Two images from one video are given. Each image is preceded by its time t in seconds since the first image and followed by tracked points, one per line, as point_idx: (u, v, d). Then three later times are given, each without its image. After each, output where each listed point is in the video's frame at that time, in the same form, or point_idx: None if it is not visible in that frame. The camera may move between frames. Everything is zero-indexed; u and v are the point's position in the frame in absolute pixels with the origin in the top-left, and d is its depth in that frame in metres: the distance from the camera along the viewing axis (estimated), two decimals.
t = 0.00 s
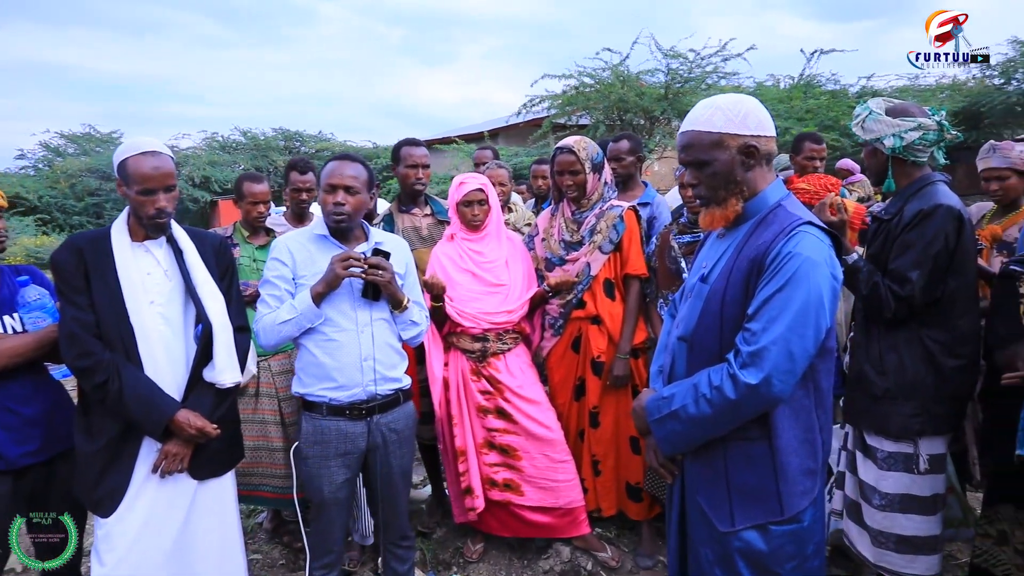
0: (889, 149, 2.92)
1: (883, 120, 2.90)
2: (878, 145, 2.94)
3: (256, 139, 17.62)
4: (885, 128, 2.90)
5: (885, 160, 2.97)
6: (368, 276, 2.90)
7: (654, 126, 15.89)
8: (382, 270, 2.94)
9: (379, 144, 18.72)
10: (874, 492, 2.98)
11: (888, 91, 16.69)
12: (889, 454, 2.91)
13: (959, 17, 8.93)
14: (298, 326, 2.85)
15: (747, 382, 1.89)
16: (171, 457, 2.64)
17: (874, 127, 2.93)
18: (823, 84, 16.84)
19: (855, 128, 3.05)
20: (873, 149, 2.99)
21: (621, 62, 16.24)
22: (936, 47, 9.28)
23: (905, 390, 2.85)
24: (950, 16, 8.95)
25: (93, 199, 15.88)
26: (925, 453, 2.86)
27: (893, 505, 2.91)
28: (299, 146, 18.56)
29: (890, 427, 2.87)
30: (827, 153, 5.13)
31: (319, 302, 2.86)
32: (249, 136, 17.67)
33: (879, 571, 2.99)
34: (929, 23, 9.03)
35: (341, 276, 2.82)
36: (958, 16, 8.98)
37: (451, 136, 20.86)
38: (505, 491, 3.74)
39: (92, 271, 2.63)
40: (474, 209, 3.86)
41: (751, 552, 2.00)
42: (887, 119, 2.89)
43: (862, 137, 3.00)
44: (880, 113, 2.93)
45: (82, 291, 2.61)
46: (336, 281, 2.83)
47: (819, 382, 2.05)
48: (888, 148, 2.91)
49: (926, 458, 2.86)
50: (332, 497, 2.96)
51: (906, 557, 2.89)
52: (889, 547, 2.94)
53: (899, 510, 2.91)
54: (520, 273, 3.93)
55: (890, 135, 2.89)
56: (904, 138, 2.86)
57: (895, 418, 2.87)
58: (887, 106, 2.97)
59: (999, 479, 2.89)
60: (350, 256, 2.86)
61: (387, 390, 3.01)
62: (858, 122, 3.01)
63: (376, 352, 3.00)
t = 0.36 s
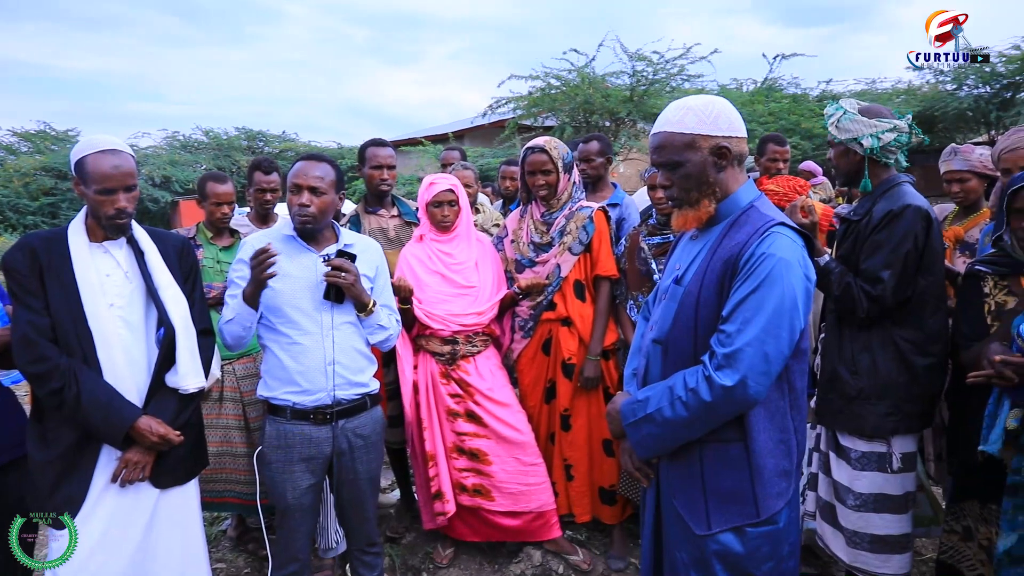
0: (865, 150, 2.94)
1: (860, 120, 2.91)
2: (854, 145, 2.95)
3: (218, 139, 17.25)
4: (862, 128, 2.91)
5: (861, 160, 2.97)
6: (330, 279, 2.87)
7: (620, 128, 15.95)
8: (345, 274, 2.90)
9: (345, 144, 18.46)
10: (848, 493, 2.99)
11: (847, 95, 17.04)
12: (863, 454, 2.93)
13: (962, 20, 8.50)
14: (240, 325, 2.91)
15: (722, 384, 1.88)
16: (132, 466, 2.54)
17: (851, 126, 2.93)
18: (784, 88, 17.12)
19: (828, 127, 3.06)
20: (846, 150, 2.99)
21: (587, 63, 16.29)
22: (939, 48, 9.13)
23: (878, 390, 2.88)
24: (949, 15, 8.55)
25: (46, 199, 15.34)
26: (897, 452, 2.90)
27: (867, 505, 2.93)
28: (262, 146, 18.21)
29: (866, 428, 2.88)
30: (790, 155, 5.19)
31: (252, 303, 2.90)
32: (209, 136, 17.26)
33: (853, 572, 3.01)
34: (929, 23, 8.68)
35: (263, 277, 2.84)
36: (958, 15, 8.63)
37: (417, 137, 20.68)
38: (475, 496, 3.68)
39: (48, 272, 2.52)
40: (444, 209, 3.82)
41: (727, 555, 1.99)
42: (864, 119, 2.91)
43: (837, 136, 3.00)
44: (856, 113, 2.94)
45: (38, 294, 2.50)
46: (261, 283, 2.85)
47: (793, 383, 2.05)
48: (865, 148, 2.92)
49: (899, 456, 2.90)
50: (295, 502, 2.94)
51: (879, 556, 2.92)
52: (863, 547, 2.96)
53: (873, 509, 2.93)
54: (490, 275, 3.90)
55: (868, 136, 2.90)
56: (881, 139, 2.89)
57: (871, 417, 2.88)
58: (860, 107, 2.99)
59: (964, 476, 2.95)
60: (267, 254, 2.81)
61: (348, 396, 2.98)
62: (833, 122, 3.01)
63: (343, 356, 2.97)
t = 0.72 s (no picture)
0: (857, 158, 2.95)
1: (851, 129, 2.93)
2: (846, 153, 2.95)
3: (192, 140, 16.99)
4: (855, 137, 2.92)
5: (851, 168, 2.97)
6: (313, 282, 2.83)
7: (598, 134, 16.01)
8: (330, 276, 2.85)
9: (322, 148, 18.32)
10: (832, 499, 3.01)
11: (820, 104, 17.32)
12: (847, 460, 2.95)
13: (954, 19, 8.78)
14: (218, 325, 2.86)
15: (714, 392, 1.87)
16: (108, 474, 2.47)
17: (844, 135, 2.94)
18: (759, 96, 17.35)
19: (815, 136, 3.04)
20: (834, 158, 2.98)
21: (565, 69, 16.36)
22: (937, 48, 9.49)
23: (864, 396, 2.90)
24: (950, 15, 8.87)
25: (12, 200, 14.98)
26: (881, 458, 2.93)
27: (851, 511, 2.94)
28: (237, 148, 17.99)
29: (851, 434, 2.90)
30: (769, 162, 5.24)
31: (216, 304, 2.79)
32: (183, 137, 17.00)
33: None
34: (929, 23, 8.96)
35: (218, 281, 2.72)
36: (958, 16, 8.97)
37: (394, 140, 20.58)
38: (458, 502, 3.65)
39: (20, 275, 2.44)
40: (427, 213, 3.79)
41: (718, 562, 1.98)
42: (855, 127, 2.93)
43: (827, 145, 2.98)
44: (845, 122, 2.95)
45: (9, 297, 2.43)
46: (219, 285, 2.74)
47: (783, 390, 2.06)
48: (858, 156, 2.93)
49: (882, 462, 2.93)
50: (274, 510, 2.88)
51: (863, 562, 2.94)
52: (848, 554, 2.97)
53: (856, 515, 2.94)
54: (474, 281, 3.87)
55: (861, 144, 2.92)
56: (874, 147, 2.92)
57: (856, 422, 2.90)
58: (845, 115, 3.00)
59: (944, 480, 2.99)
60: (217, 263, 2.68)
61: (331, 402, 2.93)
62: (823, 131, 3.00)
63: (325, 361, 2.92)
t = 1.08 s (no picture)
0: (837, 168, 2.99)
1: (829, 140, 2.98)
2: (824, 164, 2.99)
3: (159, 138, 16.65)
4: (834, 148, 2.97)
5: (830, 178, 3.03)
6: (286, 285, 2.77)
7: (570, 140, 16.06)
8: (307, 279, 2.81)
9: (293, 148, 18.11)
10: (803, 505, 3.04)
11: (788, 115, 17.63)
12: (819, 467, 2.99)
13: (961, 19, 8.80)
14: (227, 325, 2.74)
15: (691, 397, 1.87)
16: (70, 480, 2.40)
17: (822, 146, 2.98)
18: (730, 106, 17.62)
19: (792, 148, 3.06)
20: (813, 169, 3.03)
21: (538, 75, 16.41)
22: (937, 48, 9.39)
23: (835, 403, 2.94)
24: (951, 16, 8.72)
25: None
26: (852, 464, 2.97)
27: (822, 517, 2.98)
28: (206, 147, 17.69)
29: (823, 440, 2.94)
30: (740, 171, 5.31)
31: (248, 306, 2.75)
32: (150, 135, 16.65)
33: None
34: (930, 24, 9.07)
35: (273, 281, 2.72)
36: (958, 16, 8.95)
37: (366, 142, 20.42)
38: (431, 507, 3.62)
39: None
40: (403, 215, 3.76)
41: (692, 567, 1.99)
42: (833, 139, 2.98)
43: (806, 156, 3.02)
44: (822, 134, 3.00)
45: None
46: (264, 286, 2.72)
47: (759, 396, 2.07)
48: (839, 167, 2.98)
49: (853, 468, 2.97)
50: (243, 514, 2.84)
51: (833, 567, 2.98)
52: (818, 559, 3.00)
53: (827, 521, 2.98)
54: (448, 285, 3.85)
55: (840, 155, 2.96)
56: (851, 158, 2.97)
57: (828, 429, 2.94)
58: (821, 127, 3.06)
59: (911, 485, 3.05)
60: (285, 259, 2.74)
61: (303, 405, 2.89)
62: (800, 143, 3.03)
63: (297, 365, 2.88)
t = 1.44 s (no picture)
0: (810, 172, 3.05)
1: (803, 144, 3.03)
2: (798, 168, 3.04)
3: (126, 138, 16.34)
4: (807, 151, 3.02)
5: (804, 182, 3.07)
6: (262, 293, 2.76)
7: (544, 141, 16.11)
8: (279, 288, 2.78)
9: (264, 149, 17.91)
10: (776, 503, 3.10)
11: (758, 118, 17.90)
12: (791, 464, 3.04)
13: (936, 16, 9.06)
14: (182, 335, 2.73)
15: (664, 396, 1.89)
16: (37, 487, 2.35)
17: (796, 150, 3.03)
18: (702, 108, 17.84)
19: (766, 152, 3.11)
20: (786, 173, 3.07)
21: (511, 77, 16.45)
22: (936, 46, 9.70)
23: (807, 402, 3.00)
24: (950, 15, 9.12)
25: None
26: (823, 461, 3.02)
27: (795, 514, 3.03)
28: (175, 149, 17.42)
29: (795, 438, 2.99)
30: (710, 172, 5.39)
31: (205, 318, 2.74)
32: (116, 135, 16.33)
33: None
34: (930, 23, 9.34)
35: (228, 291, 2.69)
36: (958, 16, 9.22)
37: (338, 144, 20.25)
38: (406, 509, 3.61)
39: None
40: (376, 217, 3.75)
41: (667, 564, 2.01)
42: (806, 143, 3.03)
43: (779, 160, 3.06)
44: (794, 137, 3.04)
45: None
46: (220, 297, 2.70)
47: (731, 394, 2.10)
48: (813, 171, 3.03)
49: (824, 466, 3.03)
50: (217, 519, 2.80)
51: (805, 563, 3.03)
52: (791, 556, 3.05)
53: (800, 518, 3.03)
54: (422, 286, 3.84)
55: (813, 158, 3.02)
56: (824, 160, 3.03)
57: (800, 428, 3.00)
58: (792, 131, 3.10)
59: (879, 481, 3.12)
60: (243, 271, 2.72)
61: (278, 408, 2.86)
62: (774, 147, 3.08)
63: (271, 369, 2.85)
